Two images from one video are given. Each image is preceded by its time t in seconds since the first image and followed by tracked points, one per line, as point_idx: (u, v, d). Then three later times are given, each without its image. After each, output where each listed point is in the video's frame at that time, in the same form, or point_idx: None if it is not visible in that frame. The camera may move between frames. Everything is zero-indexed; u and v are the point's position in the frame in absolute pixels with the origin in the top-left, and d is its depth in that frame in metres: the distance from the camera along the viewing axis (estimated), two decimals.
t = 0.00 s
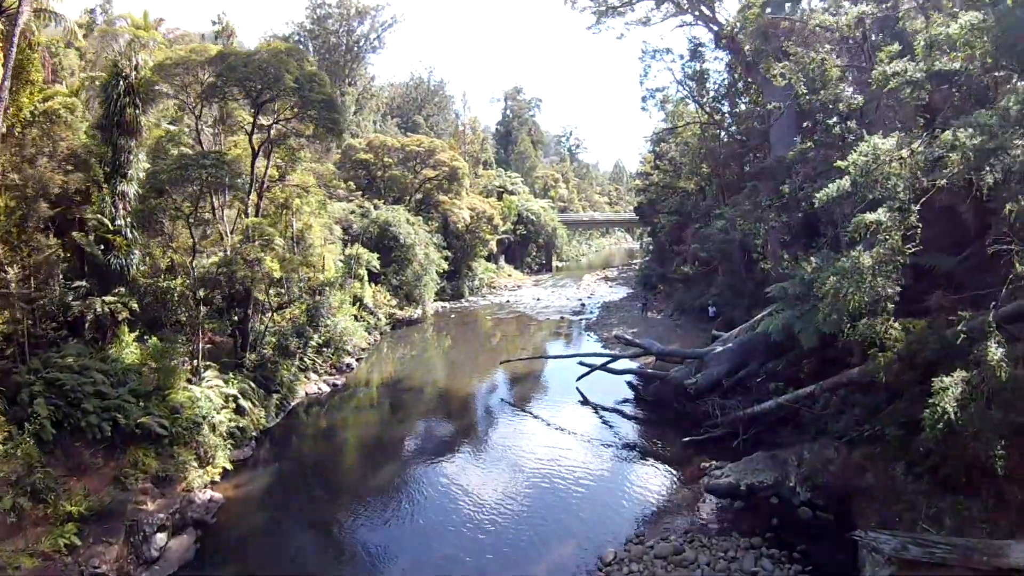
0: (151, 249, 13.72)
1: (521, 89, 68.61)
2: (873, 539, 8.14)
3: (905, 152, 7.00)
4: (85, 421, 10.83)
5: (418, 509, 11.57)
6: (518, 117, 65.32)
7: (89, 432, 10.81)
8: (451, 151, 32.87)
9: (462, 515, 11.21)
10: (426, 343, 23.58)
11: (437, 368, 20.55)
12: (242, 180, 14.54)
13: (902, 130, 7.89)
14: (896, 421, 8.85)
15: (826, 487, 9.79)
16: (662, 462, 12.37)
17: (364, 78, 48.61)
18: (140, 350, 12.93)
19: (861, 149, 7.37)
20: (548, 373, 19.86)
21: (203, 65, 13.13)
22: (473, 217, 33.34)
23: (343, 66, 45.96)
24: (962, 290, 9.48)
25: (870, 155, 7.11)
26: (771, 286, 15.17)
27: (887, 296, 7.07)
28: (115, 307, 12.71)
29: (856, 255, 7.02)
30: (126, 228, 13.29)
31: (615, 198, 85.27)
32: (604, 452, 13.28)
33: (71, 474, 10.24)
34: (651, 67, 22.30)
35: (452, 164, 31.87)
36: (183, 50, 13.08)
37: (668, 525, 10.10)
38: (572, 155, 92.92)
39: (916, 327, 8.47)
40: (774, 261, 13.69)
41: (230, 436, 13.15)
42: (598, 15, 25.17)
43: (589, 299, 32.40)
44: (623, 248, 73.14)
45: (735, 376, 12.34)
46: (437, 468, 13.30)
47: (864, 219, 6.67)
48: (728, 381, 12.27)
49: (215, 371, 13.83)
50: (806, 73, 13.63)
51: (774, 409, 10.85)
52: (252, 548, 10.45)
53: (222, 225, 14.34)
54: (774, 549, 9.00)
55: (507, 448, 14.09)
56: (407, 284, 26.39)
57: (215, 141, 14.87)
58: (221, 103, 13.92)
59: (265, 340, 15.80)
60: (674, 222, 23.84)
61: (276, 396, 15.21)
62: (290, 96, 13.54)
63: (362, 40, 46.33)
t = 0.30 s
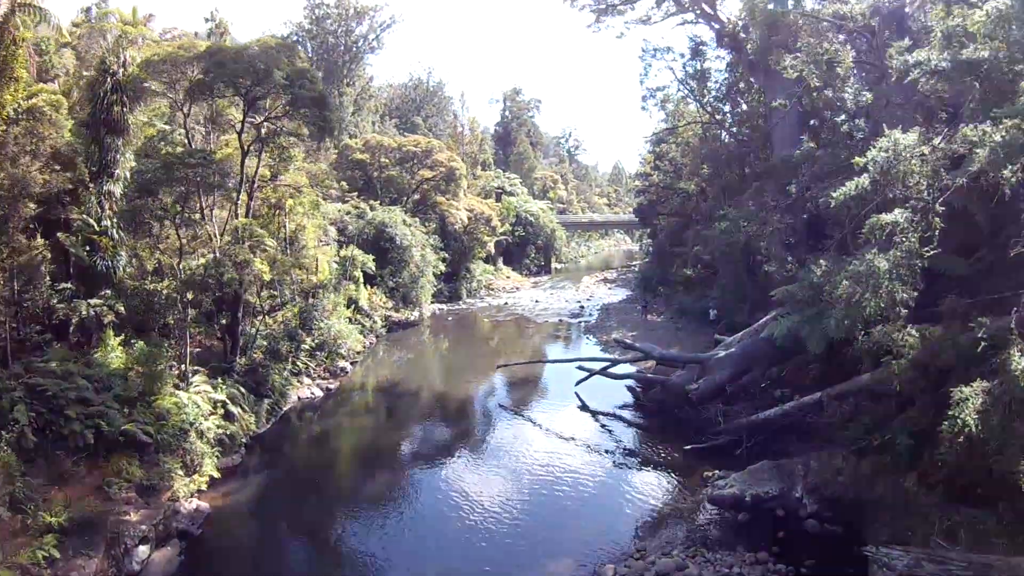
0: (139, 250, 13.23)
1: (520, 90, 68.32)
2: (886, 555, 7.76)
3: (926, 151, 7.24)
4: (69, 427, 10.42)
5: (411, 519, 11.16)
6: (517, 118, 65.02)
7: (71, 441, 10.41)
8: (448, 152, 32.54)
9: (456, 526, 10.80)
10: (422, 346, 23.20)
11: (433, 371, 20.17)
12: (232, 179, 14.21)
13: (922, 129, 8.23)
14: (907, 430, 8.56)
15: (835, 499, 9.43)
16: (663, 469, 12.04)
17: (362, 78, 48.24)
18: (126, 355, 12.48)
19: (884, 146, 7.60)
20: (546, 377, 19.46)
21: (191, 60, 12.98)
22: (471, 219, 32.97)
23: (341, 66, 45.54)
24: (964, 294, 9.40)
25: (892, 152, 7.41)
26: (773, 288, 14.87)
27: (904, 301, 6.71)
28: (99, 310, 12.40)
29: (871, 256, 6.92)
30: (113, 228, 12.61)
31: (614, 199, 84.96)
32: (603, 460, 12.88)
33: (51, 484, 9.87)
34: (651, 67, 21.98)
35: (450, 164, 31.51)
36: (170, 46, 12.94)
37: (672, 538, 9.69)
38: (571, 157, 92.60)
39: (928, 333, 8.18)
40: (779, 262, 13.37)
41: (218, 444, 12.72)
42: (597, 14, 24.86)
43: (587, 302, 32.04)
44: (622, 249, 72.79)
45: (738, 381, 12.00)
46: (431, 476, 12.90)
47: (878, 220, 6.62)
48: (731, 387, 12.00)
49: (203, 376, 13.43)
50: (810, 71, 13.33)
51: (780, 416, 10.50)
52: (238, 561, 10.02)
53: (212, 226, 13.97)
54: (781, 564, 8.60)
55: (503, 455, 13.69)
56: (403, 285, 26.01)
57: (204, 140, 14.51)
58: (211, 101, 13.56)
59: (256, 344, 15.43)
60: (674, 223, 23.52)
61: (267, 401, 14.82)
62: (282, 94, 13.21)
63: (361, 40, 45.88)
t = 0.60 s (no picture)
0: (127, 251, 12.94)
1: (521, 90, 67.96)
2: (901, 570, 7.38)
3: (954, 141, 7.45)
4: (51, 434, 10.10)
5: (407, 528, 10.77)
6: (518, 118, 64.70)
7: (53, 447, 10.12)
8: (448, 152, 32.21)
9: (454, 536, 10.41)
10: (421, 348, 22.82)
11: (431, 374, 19.80)
12: (223, 177, 13.85)
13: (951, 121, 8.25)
14: (922, 441, 8.22)
15: (846, 511, 9.07)
16: (667, 478, 11.67)
17: (362, 78, 47.93)
18: (114, 359, 12.12)
19: (907, 138, 7.68)
20: (545, 380, 19.04)
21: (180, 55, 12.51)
22: (470, 219, 32.63)
23: (342, 66, 45.24)
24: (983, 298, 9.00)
25: (919, 145, 7.41)
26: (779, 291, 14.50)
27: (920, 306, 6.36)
28: (87, 312, 11.99)
29: (892, 259, 7.02)
30: (100, 228, 12.43)
31: (615, 200, 84.58)
32: (605, 468, 12.50)
33: (32, 493, 9.58)
34: (654, 64, 21.63)
35: (449, 164, 31.17)
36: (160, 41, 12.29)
37: (675, 550, 9.32)
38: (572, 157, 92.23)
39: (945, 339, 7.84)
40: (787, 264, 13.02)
41: (207, 450, 12.37)
42: (599, 11, 24.52)
43: (588, 303, 31.67)
44: (623, 250, 72.42)
45: (744, 387, 11.65)
46: (427, 483, 12.51)
47: (899, 220, 6.94)
48: (737, 393, 11.67)
49: (193, 381, 13.07)
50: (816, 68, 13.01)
51: (788, 423, 10.17)
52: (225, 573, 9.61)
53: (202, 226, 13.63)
54: None
55: (502, 461, 13.31)
56: (401, 287, 25.65)
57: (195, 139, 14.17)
58: (202, 97, 13.21)
59: (248, 347, 15.06)
60: (677, 224, 23.16)
61: (259, 406, 14.48)
62: (275, 89, 12.89)
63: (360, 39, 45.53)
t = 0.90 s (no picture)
0: (112, 251, 12.55)
1: (519, 90, 67.64)
2: None
3: (983, 135, 7.33)
4: (32, 442, 9.67)
5: (403, 537, 10.43)
6: (517, 118, 64.36)
7: (34, 455, 9.71)
8: (445, 151, 31.85)
9: (451, 544, 10.07)
10: (417, 350, 22.48)
11: (428, 376, 19.46)
12: (213, 175, 13.50)
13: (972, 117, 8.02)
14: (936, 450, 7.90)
15: (856, 522, 8.75)
16: (669, 485, 11.33)
17: (360, 78, 47.52)
18: (99, 363, 11.67)
19: (936, 131, 7.45)
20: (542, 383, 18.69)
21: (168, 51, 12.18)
22: (468, 219, 32.28)
23: (340, 66, 44.83)
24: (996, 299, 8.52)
25: (950, 138, 7.21)
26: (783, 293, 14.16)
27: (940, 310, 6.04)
28: (70, 314, 11.56)
29: (912, 261, 6.79)
30: (85, 228, 11.99)
31: (614, 200, 84.28)
32: (605, 474, 12.17)
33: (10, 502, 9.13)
34: (654, 62, 21.30)
35: (446, 163, 30.82)
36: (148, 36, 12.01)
37: (678, 561, 8.99)
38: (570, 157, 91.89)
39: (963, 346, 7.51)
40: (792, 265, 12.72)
41: (195, 456, 12.00)
42: (598, 9, 24.19)
43: (586, 304, 31.35)
44: (622, 251, 72.13)
45: (748, 393, 11.42)
46: (422, 488, 12.18)
47: (920, 220, 6.70)
48: (740, 398, 11.48)
49: (181, 386, 12.71)
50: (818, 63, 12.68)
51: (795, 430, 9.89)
52: None
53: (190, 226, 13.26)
54: None
55: (499, 466, 12.98)
56: (398, 288, 25.29)
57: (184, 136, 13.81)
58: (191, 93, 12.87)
59: (238, 350, 14.69)
60: (677, 224, 22.84)
61: (250, 411, 14.12)
62: (265, 86, 12.55)
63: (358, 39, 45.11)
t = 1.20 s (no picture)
0: (101, 251, 11.95)
1: (519, 89, 67.28)
2: None
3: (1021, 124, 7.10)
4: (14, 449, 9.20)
5: (400, 545, 10.10)
6: (517, 118, 63.98)
7: (16, 463, 9.26)
8: (444, 150, 31.49)
9: (450, 552, 9.74)
10: (415, 351, 22.12)
11: (425, 379, 19.10)
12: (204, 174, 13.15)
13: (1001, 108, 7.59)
14: (953, 460, 7.58)
15: (867, 534, 8.42)
16: (673, 493, 11.01)
17: (359, 77, 47.13)
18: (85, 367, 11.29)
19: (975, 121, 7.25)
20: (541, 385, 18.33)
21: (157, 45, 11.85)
22: (467, 219, 31.92)
23: (339, 65, 44.45)
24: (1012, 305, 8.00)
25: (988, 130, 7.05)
26: (789, 295, 13.79)
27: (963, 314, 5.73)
28: (58, 316, 11.05)
29: (939, 264, 6.70)
30: (72, 227, 11.64)
31: (614, 200, 83.91)
32: (606, 479, 11.86)
33: None
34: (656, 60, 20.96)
35: (445, 162, 30.48)
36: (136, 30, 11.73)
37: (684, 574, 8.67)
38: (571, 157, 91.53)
39: (989, 352, 7.15)
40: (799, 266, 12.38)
41: (183, 463, 11.67)
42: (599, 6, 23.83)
43: (587, 305, 30.98)
44: (623, 251, 71.76)
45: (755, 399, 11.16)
46: (420, 494, 11.86)
47: (946, 220, 6.70)
48: (748, 404, 11.28)
49: (169, 390, 12.35)
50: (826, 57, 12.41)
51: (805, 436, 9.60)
52: None
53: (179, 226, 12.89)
54: None
55: (498, 470, 12.66)
56: (395, 288, 24.94)
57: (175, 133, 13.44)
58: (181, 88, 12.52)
59: (230, 353, 14.33)
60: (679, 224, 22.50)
61: (242, 415, 13.79)
62: (256, 81, 12.21)
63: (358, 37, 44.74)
